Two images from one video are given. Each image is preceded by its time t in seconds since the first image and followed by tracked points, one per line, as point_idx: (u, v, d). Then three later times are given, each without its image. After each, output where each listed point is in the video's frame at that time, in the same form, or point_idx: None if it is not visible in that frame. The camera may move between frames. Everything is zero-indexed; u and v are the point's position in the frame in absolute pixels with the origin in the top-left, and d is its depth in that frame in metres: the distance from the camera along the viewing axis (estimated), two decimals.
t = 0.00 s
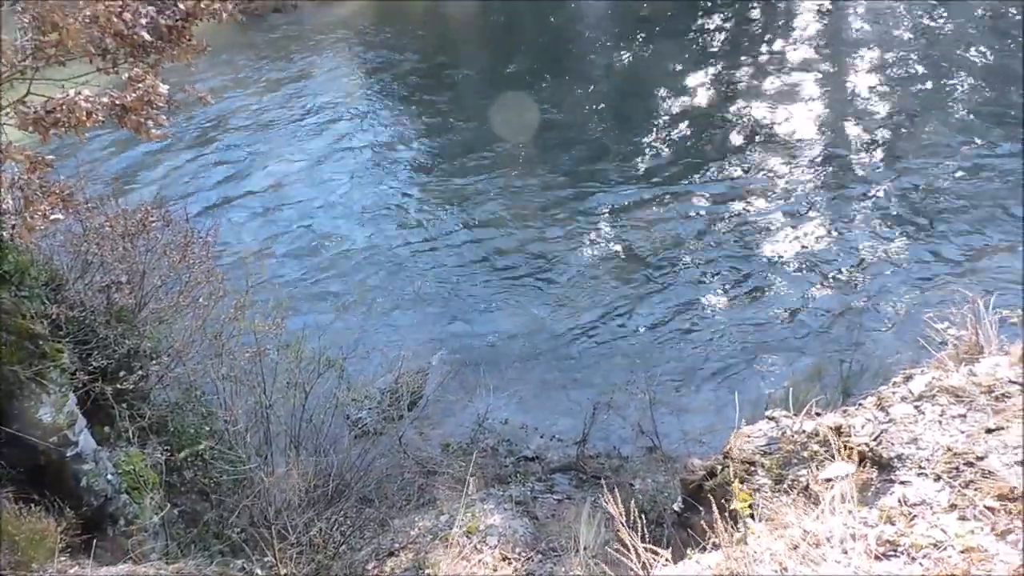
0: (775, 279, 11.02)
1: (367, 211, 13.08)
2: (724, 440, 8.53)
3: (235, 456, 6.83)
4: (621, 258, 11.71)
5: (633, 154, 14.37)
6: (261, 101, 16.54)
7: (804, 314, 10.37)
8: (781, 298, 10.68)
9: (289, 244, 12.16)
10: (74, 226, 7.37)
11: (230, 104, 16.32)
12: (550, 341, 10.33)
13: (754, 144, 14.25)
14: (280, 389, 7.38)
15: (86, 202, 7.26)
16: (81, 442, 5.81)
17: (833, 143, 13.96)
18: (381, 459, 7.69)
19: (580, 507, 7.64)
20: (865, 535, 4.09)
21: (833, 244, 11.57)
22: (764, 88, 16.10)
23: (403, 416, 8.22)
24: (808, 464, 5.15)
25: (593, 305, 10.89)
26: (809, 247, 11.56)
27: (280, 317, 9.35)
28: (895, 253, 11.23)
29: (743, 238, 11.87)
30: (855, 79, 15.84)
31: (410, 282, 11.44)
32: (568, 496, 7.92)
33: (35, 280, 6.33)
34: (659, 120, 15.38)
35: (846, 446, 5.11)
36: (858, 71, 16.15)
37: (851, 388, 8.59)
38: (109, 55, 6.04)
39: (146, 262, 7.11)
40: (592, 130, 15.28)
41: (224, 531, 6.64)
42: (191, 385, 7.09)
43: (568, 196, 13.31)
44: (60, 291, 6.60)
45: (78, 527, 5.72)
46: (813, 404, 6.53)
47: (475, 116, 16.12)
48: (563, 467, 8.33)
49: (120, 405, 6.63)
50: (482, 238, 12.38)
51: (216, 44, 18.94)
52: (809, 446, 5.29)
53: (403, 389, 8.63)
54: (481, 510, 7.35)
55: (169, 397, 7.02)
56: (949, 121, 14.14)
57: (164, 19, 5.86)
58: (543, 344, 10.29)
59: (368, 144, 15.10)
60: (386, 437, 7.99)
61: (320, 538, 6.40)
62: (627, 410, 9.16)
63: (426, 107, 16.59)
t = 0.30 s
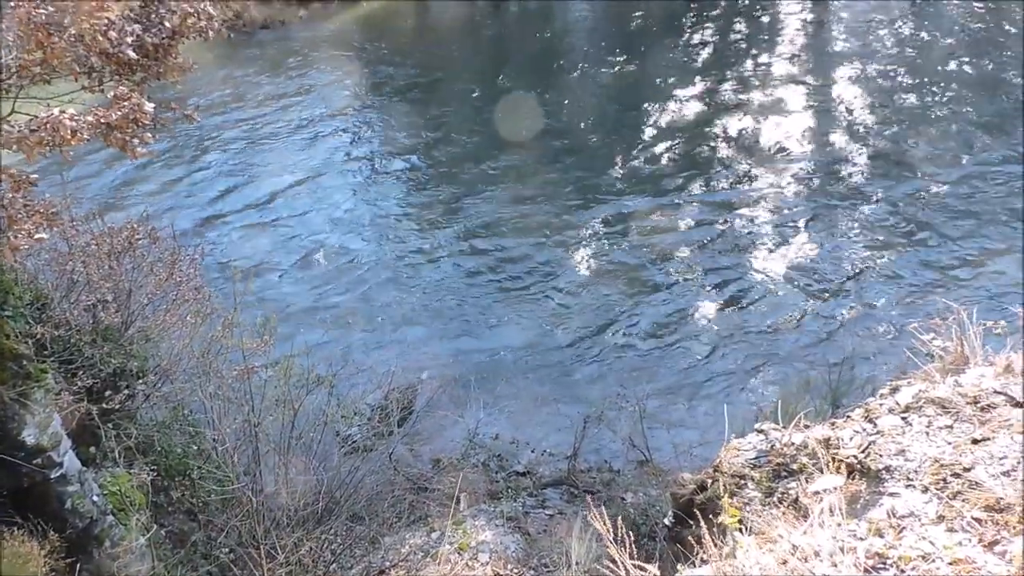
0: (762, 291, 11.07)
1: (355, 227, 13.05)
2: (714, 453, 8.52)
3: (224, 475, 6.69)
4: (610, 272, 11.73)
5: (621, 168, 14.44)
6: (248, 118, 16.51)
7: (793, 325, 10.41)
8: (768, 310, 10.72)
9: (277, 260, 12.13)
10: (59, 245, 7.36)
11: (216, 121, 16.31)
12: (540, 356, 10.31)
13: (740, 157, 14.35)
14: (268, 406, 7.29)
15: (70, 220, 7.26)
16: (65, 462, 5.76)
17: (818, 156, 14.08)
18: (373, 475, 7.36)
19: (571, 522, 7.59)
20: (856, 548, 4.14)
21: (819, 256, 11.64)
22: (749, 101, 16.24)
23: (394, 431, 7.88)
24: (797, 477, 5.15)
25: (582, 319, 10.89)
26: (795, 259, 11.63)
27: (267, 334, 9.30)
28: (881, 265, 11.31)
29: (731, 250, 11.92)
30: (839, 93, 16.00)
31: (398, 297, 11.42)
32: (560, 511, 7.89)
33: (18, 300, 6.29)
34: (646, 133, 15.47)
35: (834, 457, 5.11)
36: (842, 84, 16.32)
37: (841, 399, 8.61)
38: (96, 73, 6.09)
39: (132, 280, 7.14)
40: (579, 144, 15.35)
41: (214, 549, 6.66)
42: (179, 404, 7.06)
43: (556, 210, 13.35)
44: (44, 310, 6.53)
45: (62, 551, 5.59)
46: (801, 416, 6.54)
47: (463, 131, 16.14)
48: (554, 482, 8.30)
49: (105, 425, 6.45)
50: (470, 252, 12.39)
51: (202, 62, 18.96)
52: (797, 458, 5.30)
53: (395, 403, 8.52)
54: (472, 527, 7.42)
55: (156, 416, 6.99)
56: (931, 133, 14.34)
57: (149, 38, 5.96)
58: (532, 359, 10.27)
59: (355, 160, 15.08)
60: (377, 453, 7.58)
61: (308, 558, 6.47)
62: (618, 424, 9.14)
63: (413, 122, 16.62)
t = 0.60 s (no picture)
0: (749, 304, 11.10)
1: (341, 239, 12.99)
2: (701, 464, 8.49)
3: (209, 490, 6.60)
4: (598, 284, 11.73)
5: (608, 180, 14.48)
6: (234, 130, 16.48)
7: (780, 338, 10.44)
8: (755, 322, 10.75)
9: (263, 273, 12.08)
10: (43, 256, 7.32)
11: (203, 132, 16.28)
12: (528, 369, 10.28)
13: (726, 170, 14.42)
14: (254, 420, 7.12)
15: (54, 232, 7.21)
16: (46, 478, 5.72)
17: (804, 169, 14.18)
18: (360, 489, 7.20)
19: (558, 535, 7.53)
20: (840, 563, 4.15)
21: (806, 268, 11.70)
22: (736, 114, 16.37)
23: (381, 444, 7.74)
24: (783, 490, 5.15)
25: (570, 331, 10.87)
26: (782, 271, 11.68)
27: (253, 347, 9.25)
28: (866, 278, 11.37)
29: (718, 263, 11.97)
30: (825, 107, 16.13)
31: (386, 309, 11.38)
32: (548, 525, 7.85)
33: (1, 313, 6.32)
34: (634, 146, 15.54)
35: (819, 470, 5.13)
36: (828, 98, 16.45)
37: (828, 412, 8.62)
38: (80, 85, 6.07)
39: (116, 292, 7.07)
40: (568, 156, 15.40)
41: (197, 564, 6.55)
42: (163, 418, 6.96)
43: (544, 222, 13.36)
44: (27, 323, 6.54)
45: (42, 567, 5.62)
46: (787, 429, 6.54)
47: (451, 143, 16.17)
48: (542, 495, 8.26)
49: (88, 440, 6.42)
50: (458, 264, 12.37)
51: (188, 74, 19.00)
52: (783, 471, 5.30)
53: (382, 416, 8.48)
54: (460, 541, 7.43)
55: (140, 430, 6.92)
56: (915, 147, 14.49)
57: (134, 49, 5.93)
58: (518, 372, 10.23)
59: (342, 172, 15.06)
60: (363, 467, 7.44)
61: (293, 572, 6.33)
62: (606, 436, 9.11)
63: (402, 134, 16.63)
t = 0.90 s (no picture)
0: (737, 316, 11.14)
1: (329, 251, 12.97)
2: (690, 476, 8.49)
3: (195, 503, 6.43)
4: (586, 296, 11.76)
5: (597, 193, 14.53)
6: (223, 141, 16.51)
7: (767, 350, 10.48)
8: (744, 334, 10.78)
9: (250, 284, 12.05)
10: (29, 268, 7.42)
11: (191, 144, 16.29)
12: (516, 381, 10.27)
13: (714, 183, 14.52)
14: (241, 433, 7.06)
15: (40, 244, 7.27)
16: (28, 491, 5.63)
17: (791, 182, 14.30)
18: (348, 502, 7.13)
19: (547, 548, 7.49)
20: None
21: (794, 281, 11.76)
22: (724, 127, 16.50)
23: (368, 457, 7.72)
24: (771, 502, 5.14)
25: (559, 343, 10.88)
26: (770, 284, 11.73)
27: (241, 359, 9.22)
28: (853, 291, 11.45)
29: (706, 275, 12.02)
30: (812, 121, 16.29)
31: (374, 321, 11.35)
32: (536, 538, 7.81)
33: None
34: (623, 159, 15.63)
35: (806, 482, 5.15)
36: (815, 113, 16.61)
37: (815, 424, 8.65)
38: (67, 96, 6.06)
39: (101, 303, 7.18)
40: (557, 168, 15.46)
41: None
42: (147, 432, 6.89)
43: (533, 234, 13.39)
44: (10, 334, 6.53)
45: None
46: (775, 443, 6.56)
47: (441, 154, 16.22)
48: (531, 507, 8.22)
49: (71, 454, 6.40)
50: (446, 276, 12.37)
51: (177, 84, 19.17)
52: (771, 484, 5.31)
53: (371, 428, 8.45)
54: (448, 554, 7.39)
55: (124, 442, 6.83)
56: (900, 161, 14.65)
57: (122, 61, 5.94)
58: (507, 384, 10.21)
59: (331, 183, 15.06)
60: (351, 479, 7.37)
61: None
62: (595, 448, 9.09)
63: (391, 145, 16.65)
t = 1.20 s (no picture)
0: (725, 330, 11.19)
1: (317, 263, 12.93)
2: (678, 491, 8.47)
3: (180, 517, 6.33)
4: (576, 310, 11.78)
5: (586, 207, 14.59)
6: (211, 153, 16.51)
7: (755, 364, 10.52)
8: (731, 349, 10.82)
9: (237, 297, 12.02)
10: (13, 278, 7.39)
11: (179, 156, 16.29)
12: (504, 394, 10.26)
13: (703, 197, 14.61)
14: (226, 446, 7.07)
15: (25, 255, 7.25)
16: (9, 506, 5.74)
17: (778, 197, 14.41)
18: (333, 517, 7.04)
19: (535, 563, 7.43)
20: None
21: (781, 295, 11.83)
22: (713, 142, 16.63)
23: (355, 471, 7.67)
24: (758, 518, 5.15)
25: (548, 357, 10.87)
26: (758, 298, 11.80)
27: (227, 371, 9.18)
28: (840, 306, 11.53)
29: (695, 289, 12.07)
30: (798, 137, 16.43)
31: (362, 334, 11.32)
32: (524, 552, 7.74)
33: None
34: (612, 173, 15.71)
35: (793, 498, 5.16)
36: (801, 129, 16.75)
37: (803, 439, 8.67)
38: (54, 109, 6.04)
39: (86, 315, 7.16)
40: (546, 182, 15.52)
41: None
42: (132, 444, 6.91)
43: (523, 247, 13.42)
44: None
45: None
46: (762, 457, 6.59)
47: (431, 168, 16.26)
48: (519, 522, 8.18)
49: (54, 467, 6.42)
50: (435, 289, 12.36)
51: (166, 95, 19.28)
52: (757, 500, 5.31)
53: (358, 441, 8.42)
54: (435, 570, 7.27)
55: (109, 456, 6.89)
56: (886, 177, 14.81)
57: (110, 73, 5.93)
58: (495, 398, 10.19)
59: (319, 196, 15.04)
60: (338, 494, 7.31)
61: None
62: (583, 463, 9.08)
63: (381, 158, 16.68)
